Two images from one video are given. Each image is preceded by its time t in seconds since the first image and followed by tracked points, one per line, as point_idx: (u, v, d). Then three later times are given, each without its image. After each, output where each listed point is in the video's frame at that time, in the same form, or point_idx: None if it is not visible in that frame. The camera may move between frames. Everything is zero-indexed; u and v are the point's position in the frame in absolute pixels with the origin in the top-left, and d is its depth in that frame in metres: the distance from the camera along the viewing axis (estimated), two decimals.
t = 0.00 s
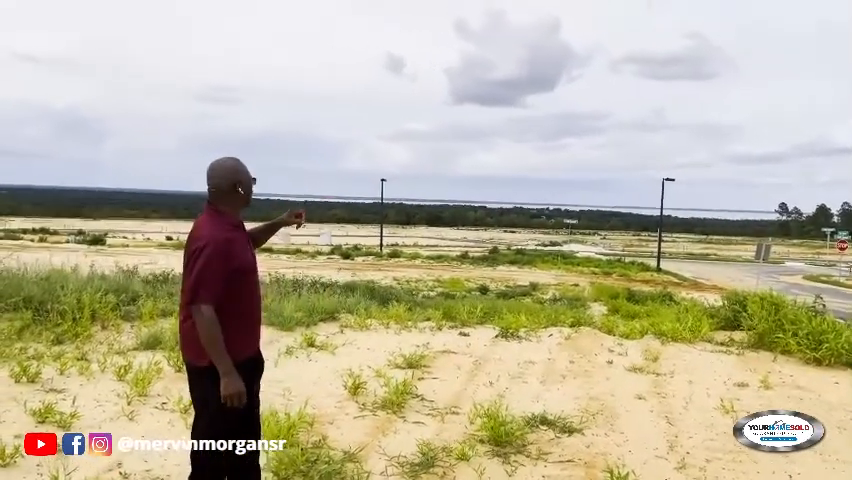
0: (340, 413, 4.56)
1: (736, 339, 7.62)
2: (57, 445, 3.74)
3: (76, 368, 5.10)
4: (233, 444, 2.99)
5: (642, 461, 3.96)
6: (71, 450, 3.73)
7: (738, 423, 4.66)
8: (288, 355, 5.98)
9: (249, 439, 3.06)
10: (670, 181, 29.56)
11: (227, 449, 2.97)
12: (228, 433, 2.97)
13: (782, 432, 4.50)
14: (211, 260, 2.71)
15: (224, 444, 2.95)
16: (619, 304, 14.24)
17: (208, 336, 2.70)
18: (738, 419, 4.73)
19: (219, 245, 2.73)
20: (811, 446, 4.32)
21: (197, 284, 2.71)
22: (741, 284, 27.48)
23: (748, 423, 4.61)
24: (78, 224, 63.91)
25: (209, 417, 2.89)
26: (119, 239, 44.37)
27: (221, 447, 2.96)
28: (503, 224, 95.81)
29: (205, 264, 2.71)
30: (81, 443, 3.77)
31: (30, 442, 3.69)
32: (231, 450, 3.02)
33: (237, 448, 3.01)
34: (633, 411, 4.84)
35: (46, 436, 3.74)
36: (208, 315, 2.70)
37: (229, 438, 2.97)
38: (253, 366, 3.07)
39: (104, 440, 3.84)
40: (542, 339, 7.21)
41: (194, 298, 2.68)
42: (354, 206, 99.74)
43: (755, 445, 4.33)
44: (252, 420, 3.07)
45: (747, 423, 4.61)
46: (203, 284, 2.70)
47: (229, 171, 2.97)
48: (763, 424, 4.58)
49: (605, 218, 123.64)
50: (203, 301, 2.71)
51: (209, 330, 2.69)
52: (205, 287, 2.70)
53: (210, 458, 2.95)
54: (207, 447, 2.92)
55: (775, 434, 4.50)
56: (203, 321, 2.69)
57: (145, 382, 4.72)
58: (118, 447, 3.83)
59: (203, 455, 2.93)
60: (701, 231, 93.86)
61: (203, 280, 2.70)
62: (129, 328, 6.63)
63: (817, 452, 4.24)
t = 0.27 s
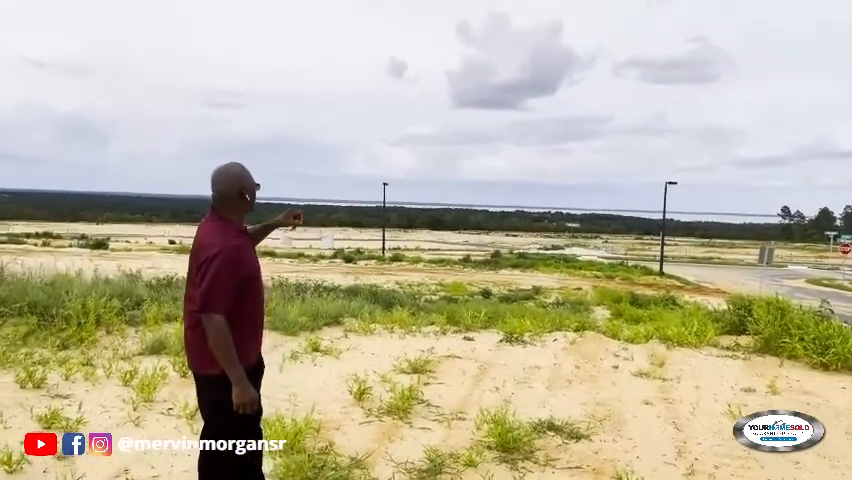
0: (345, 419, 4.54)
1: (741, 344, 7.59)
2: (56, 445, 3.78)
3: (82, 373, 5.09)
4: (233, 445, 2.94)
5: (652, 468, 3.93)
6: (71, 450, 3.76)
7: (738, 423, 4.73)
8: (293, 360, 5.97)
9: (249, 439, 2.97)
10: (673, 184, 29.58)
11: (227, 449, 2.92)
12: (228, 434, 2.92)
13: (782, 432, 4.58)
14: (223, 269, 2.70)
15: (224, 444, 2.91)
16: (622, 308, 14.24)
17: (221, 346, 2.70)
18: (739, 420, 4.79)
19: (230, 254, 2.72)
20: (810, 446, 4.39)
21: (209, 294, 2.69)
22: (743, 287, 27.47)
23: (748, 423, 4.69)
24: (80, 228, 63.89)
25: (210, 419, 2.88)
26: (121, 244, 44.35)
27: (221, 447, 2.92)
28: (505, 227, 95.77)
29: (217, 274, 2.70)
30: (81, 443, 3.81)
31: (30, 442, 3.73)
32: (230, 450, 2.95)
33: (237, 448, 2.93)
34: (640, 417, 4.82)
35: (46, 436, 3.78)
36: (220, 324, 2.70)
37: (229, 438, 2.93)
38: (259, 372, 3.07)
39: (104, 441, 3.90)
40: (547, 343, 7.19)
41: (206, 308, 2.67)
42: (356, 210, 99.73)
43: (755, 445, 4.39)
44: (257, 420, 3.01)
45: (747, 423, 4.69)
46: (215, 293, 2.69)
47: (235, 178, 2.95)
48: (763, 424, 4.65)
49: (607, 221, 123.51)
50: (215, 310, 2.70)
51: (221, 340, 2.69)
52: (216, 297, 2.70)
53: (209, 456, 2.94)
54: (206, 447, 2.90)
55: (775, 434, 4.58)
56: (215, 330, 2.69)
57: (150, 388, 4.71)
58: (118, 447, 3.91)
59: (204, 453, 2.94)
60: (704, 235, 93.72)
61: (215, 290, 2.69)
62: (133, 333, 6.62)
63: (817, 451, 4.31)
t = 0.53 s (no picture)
0: (350, 422, 4.53)
1: (745, 346, 7.58)
2: (56, 445, 3.82)
3: (85, 377, 5.08)
4: (233, 445, 2.92)
5: (658, 471, 3.93)
6: (71, 450, 3.79)
7: (738, 423, 4.74)
8: (296, 363, 5.96)
9: (249, 439, 2.94)
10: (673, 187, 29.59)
11: (227, 449, 2.91)
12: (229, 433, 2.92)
13: (782, 432, 4.60)
14: (228, 272, 2.69)
15: (224, 444, 2.91)
16: (624, 311, 14.22)
17: (227, 348, 2.69)
18: (739, 420, 4.81)
19: (234, 257, 2.72)
20: (811, 446, 4.41)
21: (213, 297, 2.69)
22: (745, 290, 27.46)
23: (748, 423, 4.71)
24: (80, 232, 63.89)
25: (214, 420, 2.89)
26: (121, 247, 44.35)
27: (221, 447, 2.92)
28: (505, 230, 95.77)
29: (222, 277, 2.69)
30: (81, 443, 3.83)
31: (30, 442, 3.77)
32: (230, 450, 2.92)
33: (237, 448, 2.91)
34: (645, 420, 4.81)
35: (46, 436, 3.82)
36: (225, 328, 2.69)
37: (229, 437, 2.92)
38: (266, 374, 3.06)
39: (104, 441, 3.93)
40: (550, 346, 7.18)
41: (211, 311, 2.66)
42: (356, 213, 99.75)
43: (755, 445, 4.41)
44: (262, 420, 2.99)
45: (747, 423, 4.71)
46: (220, 296, 2.69)
47: (238, 180, 2.95)
48: (763, 424, 4.67)
49: (607, 224, 123.51)
50: (220, 313, 2.69)
51: (227, 343, 2.68)
52: (222, 300, 2.69)
53: (212, 456, 2.95)
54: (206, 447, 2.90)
55: (775, 434, 4.60)
56: (220, 333, 2.68)
57: (154, 391, 4.70)
58: (118, 446, 3.94)
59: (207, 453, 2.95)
60: (704, 237, 93.71)
61: (220, 292, 2.69)
62: (136, 337, 6.62)
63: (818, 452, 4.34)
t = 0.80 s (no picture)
0: (351, 425, 4.52)
1: (745, 348, 7.59)
2: (55, 445, 3.85)
3: (86, 380, 5.06)
4: (232, 445, 2.91)
5: (662, 473, 3.92)
6: (70, 450, 3.83)
7: (738, 423, 4.80)
8: (296, 366, 5.95)
9: (250, 439, 2.93)
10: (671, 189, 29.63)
11: (227, 449, 2.90)
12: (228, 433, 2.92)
13: (782, 432, 4.66)
14: (229, 274, 2.69)
15: (223, 444, 2.89)
16: (623, 313, 14.22)
17: (227, 350, 2.67)
18: (739, 420, 4.87)
19: (235, 258, 2.71)
20: (811, 446, 4.46)
21: (214, 299, 2.68)
22: (743, 292, 27.51)
23: (748, 423, 4.77)
24: (78, 234, 63.78)
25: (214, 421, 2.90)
26: (119, 250, 44.28)
27: (220, 447, 2.91)
28: (503, 232, 95.82)
29: (223, 279, 2.69)
30: (81, 442, 3.87)
31: (31, 442, 3.81)
32: (230, 450, 2.92)
33: (237, 448, 2.90)
34: (646, 422, 4.81)
35: (46, 436, 3.86)
36: (226, 329, 2.68)
37: (229, 437, 2.91)
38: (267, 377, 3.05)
39: (104, 440, 3.97)
40: (550, 348, 7.18)
41: (211, 313, 2.66)
42: (354, 215, 99.73)
43: (755, 445, 4.46)
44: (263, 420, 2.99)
45: (747, 423, 4.76)
46: (220, 298, 2.68)
47: (240, 182, 2.95)
48: (763, 424, 4.73)
49: (605, 226, 123.51)
50: (220, 315, 2.68)
51: (227, 345, 2.67)
52: (222, 302, 2.68)
53: (212, 456, 2.94)
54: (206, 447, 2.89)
55: (774, 434, 4.66)
56: (221, 335, 2.67)
57: (155, 394, 4.69)
58: (117, 446, 3.98)
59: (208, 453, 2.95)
60: (702, 239, 93.84)
61: (221, 294, 2.68)
62: (136, 339, 6.60)
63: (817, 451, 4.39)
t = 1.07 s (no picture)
0: (350, 427, 4.51)
1: (742, 349, 7.60)
2: (56, 445, 3.87)
3: (84, 382, 5.04)
4: (233, 445, 2.93)
5: (661, 474, 3.93)
6: (71, 450, 3.86)
7: (739, 423, 4.81)
8: (293, 367, 5.94)
9: (250, 439, 2.95)
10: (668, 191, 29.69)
11: (227, 449, 2.92)
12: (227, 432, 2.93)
13: (782, 432, 4.66)
14: (216, 273, 2.68)
15: (224, 444, 2.91)
16: (620, 314, 14.24)
17: (216, 349, 2.67)
18: (740, 420, 4.88)
19: (224, 257, 2.70)
20: (811, 446, 4.48)
21: (202, 298, 2.68)
22: (739, 292, 27.56)
23: (748, 423, 4.78)
24: (75, 236, 63.63)
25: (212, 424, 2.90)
26: (115, 251, 44.18)
27: (221, 447, 2.93)
28: (500, 233, 95.87)
29: (211, 278, 2.68)
30: (81, 443, 3.90)
31: (30, 442, 3.83)
32: (230, 450, 2.94)
33: (237, 448, 2.93)
34: (644, 422, 4.82)
35: (46, 436, 3.87)
36: (215, 329, 2.67)
37: (229, 437, 2.93)
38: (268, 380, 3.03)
39: (104, 440, 3.99)
40: (548, 350, 7.18)
41: (198, 311, 2.65)
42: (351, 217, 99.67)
43: (755, 445, 4.48)
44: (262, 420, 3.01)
45: (747, 423, 4.77)
46: (209, 296, 2.67)
47: (235, 180, 2.93)
48: (764, 424, 4.73)
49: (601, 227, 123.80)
50: (208, 314, 2.67)
51: (217, 344, 2.66)
52: (211, 301, 2.67)
53: (212, 456, 2.96)
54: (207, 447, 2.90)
55: (775, 434, 4.66)
56: (211, 334, 2.66)
57: (153, 396, 4.68)
58: (117, 447, 4.00)
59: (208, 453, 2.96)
60: (698, 240, 94.03)
61: (210, 293, 2.67)
62: (134, 341, 6.59)
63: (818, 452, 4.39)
